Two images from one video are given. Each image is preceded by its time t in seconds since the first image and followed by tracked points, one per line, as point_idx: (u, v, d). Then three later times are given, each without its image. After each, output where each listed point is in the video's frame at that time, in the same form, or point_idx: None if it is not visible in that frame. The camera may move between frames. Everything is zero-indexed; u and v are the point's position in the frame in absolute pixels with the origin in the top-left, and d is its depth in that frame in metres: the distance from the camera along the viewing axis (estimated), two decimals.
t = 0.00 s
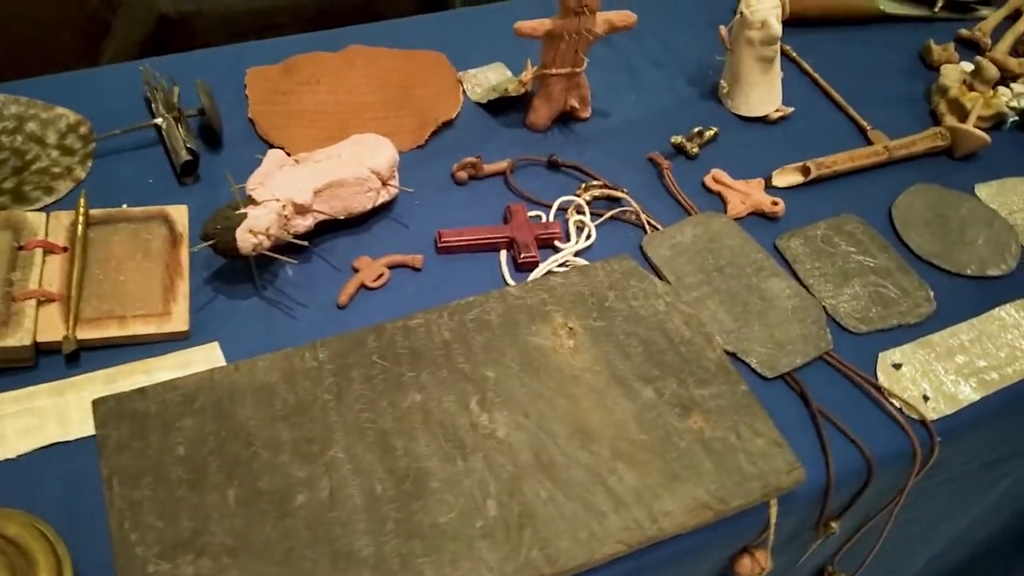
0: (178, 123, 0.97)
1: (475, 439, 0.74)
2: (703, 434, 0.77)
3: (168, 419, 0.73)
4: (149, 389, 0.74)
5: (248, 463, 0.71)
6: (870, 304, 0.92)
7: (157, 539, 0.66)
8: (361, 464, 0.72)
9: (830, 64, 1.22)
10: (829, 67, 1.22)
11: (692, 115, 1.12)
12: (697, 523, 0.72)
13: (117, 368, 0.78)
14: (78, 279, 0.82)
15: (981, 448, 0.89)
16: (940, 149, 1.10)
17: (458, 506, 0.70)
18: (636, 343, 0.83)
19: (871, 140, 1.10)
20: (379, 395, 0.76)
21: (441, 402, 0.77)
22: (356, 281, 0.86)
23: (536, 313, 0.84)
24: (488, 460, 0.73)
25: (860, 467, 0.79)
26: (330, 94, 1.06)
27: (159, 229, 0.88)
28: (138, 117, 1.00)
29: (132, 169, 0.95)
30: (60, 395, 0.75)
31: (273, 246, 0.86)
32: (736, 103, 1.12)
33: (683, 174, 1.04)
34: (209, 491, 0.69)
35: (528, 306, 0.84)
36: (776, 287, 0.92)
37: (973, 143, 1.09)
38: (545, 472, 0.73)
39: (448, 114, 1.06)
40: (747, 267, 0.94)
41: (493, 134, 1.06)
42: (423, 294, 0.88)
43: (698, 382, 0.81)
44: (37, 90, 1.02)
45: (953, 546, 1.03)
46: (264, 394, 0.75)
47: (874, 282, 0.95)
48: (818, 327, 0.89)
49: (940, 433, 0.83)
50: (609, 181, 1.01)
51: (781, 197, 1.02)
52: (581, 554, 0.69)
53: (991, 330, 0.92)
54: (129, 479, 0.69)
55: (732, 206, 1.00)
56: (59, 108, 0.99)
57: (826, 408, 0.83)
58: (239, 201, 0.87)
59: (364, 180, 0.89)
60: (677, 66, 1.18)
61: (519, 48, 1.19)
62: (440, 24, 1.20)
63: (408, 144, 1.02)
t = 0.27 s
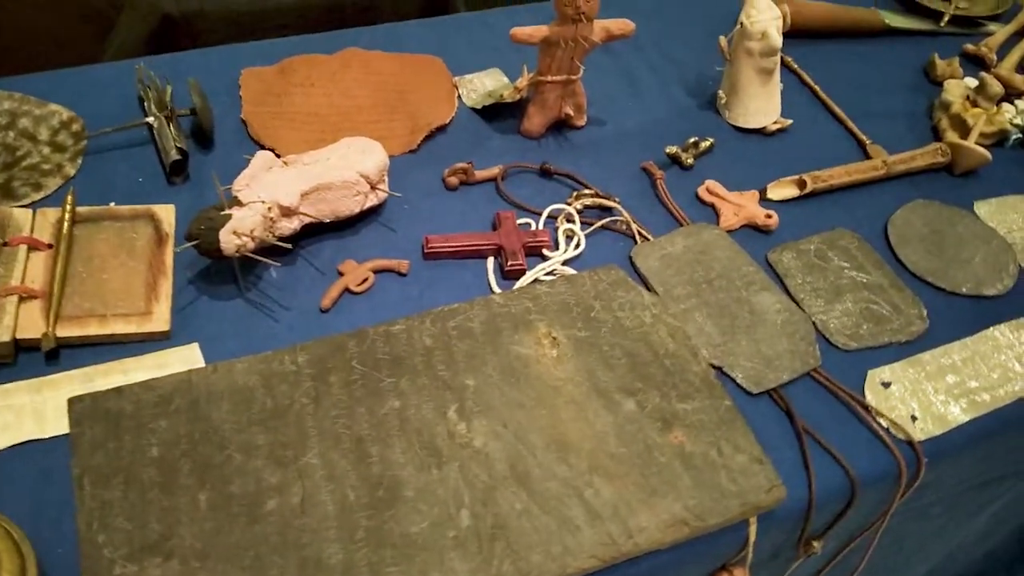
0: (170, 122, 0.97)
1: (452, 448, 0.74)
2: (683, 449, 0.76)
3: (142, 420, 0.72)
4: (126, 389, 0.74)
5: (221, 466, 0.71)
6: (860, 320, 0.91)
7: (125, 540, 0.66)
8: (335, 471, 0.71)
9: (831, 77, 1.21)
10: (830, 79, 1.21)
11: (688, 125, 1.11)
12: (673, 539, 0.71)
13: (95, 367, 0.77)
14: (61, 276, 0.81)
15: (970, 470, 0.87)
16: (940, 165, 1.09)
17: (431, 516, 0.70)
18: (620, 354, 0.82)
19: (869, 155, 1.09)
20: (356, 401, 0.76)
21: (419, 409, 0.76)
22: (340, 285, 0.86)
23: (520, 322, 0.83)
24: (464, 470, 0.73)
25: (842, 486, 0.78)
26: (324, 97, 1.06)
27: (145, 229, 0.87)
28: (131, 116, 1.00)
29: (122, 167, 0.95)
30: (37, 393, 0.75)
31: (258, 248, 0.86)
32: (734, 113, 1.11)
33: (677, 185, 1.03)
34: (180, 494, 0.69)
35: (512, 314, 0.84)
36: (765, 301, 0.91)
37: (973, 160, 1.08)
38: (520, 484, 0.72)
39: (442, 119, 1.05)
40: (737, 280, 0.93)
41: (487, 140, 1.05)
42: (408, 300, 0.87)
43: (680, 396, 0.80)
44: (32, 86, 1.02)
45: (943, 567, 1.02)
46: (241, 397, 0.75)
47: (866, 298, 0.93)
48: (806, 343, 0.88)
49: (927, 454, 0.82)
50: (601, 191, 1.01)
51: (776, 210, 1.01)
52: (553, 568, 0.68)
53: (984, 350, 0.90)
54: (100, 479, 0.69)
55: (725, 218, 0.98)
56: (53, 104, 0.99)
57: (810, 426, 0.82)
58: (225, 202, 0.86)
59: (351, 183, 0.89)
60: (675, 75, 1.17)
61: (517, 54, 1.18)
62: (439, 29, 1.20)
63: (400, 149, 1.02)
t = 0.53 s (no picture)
0: (162, 121, 0.97)
1: (428, 456, 0.73)
2: (663, 463, 0.75)
3: (118, 419, 0.72)
4: (103, 387, 0.74)
5: (194, 467, 0.70)
6: (852, 337, 0.90)
7: (94, 540, 0.66)
8: (308, 476, 0.71)
9: (834, 90, 1.20)
10: (833, 92, 1.19)
11: (687, 135, 1.10)
12: (648, 555, 0.70)
13: (75, 364, 0.77)
14: (45, 272, 0.81)
15: (958, 492, 0.86)
16: (941, 182, 1.07)
17: (403, 524, 0.69)
18: (603, 365, 0.81)
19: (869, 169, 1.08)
20: (334, 405, 0.75)
21: (397, 415, 0.75)
22: (326, 287, 0.86)
23: (504, 329, 0.82)
24: (439, 478, 0.72)
25: (824, 506, 0.77)
26: (321, 98, 1.06)
27: (132, 226, 0.87)
28: (125, 113, 1.00)
29: (113, 164, 0.95)
30: (15, 388, 0.75)
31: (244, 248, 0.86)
32: (733, 124, 1.10)
33: (672, 195, 1.02)
34: (151, 495, 0.68)
35: (496, 322, 0.83)
36: (755, 315, 0.90)
37: (974, 177, 1.06)
38: (495, 493, 0.71)
39: (437, 122, 1.05)
40: (727, 293, 0.91)
41: (481, 145, 1.04)
42: (394, 304, 0.87)
43: (663, 410, 0.78)
44: (28, 81, 1.02)
45: None
46: (218, 398, 0.74)
47: (859, 315, 0.92)
48: (795, 358, 0.87)
49: (914, 474, 0.80)
50: (594, 200, 1.00)
51: (771, 223, 1.00)
52: None
53: (977, 371, 0.89)
54: (72, 478, 0.69)
55: (719, 230, 0.97)
56: (48, 99, 0.99)
57: (795, 443, 0.80)
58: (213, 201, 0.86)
59: (341, 186, 0.88)
60: (676, 85, 1.16)
61: (516, 60, 1.17)
62: (439, 33, 1.19)
63: (394, 153, 1.01)
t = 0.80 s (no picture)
0: (157, 118, 0.97)
1: (404, 463, 0.72)
2: (642, 476, 0.74)
3: (95, 416, 0.72)
4: (82, 384, 0.74)
5: (168, 467, 0.70)
6: (843, 354, 0.88)
7: (64, 537, 0.66)
8: (282, 479, 0.70)
9: (838, 102, 1.18)
10: (836, 104, 1.18)
11: (685, 144, 1.09)
12: (622, 569, 0.69)
13: (56, 360, 0.78)
14: (31, 267, 0.82)
15: (946, 513, 0.85)
16: (942, 198, 1.06)
17: (375, 531, 0.68)
18: (587, 375, 0.80)
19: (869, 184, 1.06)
20: (312, 409, 0.75)
21: (375, 421, 0.75)
22: (312, 289, 0.85)
23: (488, 336, 0.82)
24: (414, 485, 0.71)
25: (806, 524, 0.76)
26: (317, 99, 1.06)
27: (121, 223, 0.87)
28: (121, 109, 1.01)
29: (106, 160, 0.95)
30: None
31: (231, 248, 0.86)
32: (732, 135, 1.09)
33: (667, 205, 1.01)
34: (124, 493, 0.68)
35: (481, 328, 0.82)
36: (745, 329, 0.89)
37: (976, 194, 1.04)
38: (470, 502, 0.71)
39: (433, 126, 1.04)
40: (718, 306, 0.90)
41: (477, 149, 1.04)
42: (380, 308, 0.86)
43: (645, 422, 0.77)
44: (26, 74, 1.02)
45: None
46: (196, 398, 0.74)
47: (852, 331, 0.91)
48: (783, 374, 0.85)
49: (899, 495, 0.79)
50: (587, 208, 0.99)
51: (765, 236, 0.99)
52: None
53: (969, 392, 0.87)
54: (45, 474, 0.68)
55: (712, 241, 0.96)
56: (45, 94, 1.00)
57: (779, 459, 0.79)
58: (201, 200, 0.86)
59: (330, 188, 0.88)
60: (677, 93, 1.15)
61: (516, 65, 1.17)
62: (440, 36, 1.19)
63: (387, 155, 1.01)
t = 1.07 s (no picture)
0: (151, 116, 0.97)
1: (380, 468, 0.72)
2: (620, 488, 0.73)
3: (73, 412, 0.72)
4: (62, 380, 0.74)
5: (143, 465, 0.70)
6: (833, 370, 0.87)
7: (34, 533, 0.66)
8: (256, 481, 0.70)
9: (841, 115, 1.17)
10: (839, 117, 1.17)
11: (683, 154, 1.08)
12: None
13: (39, 355, 0.78)
14: (19, 262, 0.82)
15: (933, 534, 0.83)
16: (942, 214, 1.04)
17: (347, 536, 0.68)
18: (569, 384, 0.79)
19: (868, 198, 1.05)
20: (291, 411, 0.74)
21: (353, 425, 0.74)
22: (297, 290, 0.85)
23: (472, 342, 0.81)
24: (389, 490, 0.71)
25: (786, 542, 0.75)
26: (314, 100, 1.06)
27: (111, 220, 0.88)
28: (118, 106, 1.01)
29: (101, 157, 0.96)
30: None
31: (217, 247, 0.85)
32: (731, 145, 1.07)
33: (661, 215, 1.00)
34: (97, 490, 0.68)
35: (465, 334, 0.81)
36: (734, 341, 0.88)
37: (977, 211, 1.03)
38: (444, 510, 0.70)
39: (428, 130, 1.04)
40: (707, 317, 0.90)
41: (471, 154, 1.03)
42: (366, 311, 0.86)
43: (626, 433, 0.77)
44: (26, 69, 1.03)
45: None
46: (175, 397, 0.74)
47: (843, 346, 0.89)
48: (770, 389, 0.84)
49: (884, 516, 0.78)
50: (580, 215, 0.98)
51: (759, 248, 0.98)
52: None
53: (960, 412, 0.86)
54: (20, 469, 0.69)
55: (705, 252, 0.95)
56: (43, 90, 1.00)
57: (762, 475, 0.79)
58: (191, 199, 0.86)
59: (320, 189, 0.88)
60: (677, 102, 1.15)
61: (516, 70, 1.16)
62: (442, 39, 1.19)
63: (381, 158, 1.00)
